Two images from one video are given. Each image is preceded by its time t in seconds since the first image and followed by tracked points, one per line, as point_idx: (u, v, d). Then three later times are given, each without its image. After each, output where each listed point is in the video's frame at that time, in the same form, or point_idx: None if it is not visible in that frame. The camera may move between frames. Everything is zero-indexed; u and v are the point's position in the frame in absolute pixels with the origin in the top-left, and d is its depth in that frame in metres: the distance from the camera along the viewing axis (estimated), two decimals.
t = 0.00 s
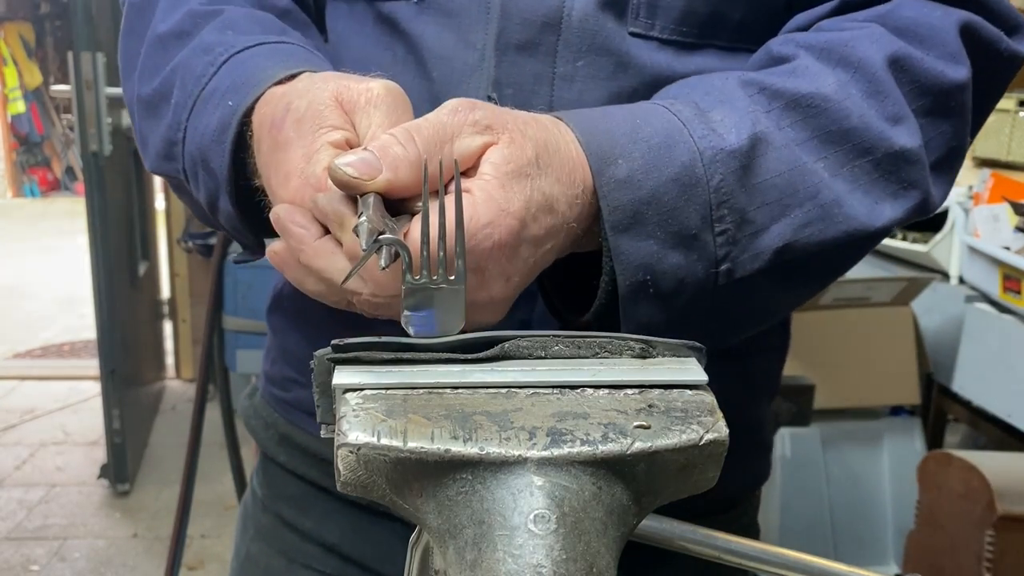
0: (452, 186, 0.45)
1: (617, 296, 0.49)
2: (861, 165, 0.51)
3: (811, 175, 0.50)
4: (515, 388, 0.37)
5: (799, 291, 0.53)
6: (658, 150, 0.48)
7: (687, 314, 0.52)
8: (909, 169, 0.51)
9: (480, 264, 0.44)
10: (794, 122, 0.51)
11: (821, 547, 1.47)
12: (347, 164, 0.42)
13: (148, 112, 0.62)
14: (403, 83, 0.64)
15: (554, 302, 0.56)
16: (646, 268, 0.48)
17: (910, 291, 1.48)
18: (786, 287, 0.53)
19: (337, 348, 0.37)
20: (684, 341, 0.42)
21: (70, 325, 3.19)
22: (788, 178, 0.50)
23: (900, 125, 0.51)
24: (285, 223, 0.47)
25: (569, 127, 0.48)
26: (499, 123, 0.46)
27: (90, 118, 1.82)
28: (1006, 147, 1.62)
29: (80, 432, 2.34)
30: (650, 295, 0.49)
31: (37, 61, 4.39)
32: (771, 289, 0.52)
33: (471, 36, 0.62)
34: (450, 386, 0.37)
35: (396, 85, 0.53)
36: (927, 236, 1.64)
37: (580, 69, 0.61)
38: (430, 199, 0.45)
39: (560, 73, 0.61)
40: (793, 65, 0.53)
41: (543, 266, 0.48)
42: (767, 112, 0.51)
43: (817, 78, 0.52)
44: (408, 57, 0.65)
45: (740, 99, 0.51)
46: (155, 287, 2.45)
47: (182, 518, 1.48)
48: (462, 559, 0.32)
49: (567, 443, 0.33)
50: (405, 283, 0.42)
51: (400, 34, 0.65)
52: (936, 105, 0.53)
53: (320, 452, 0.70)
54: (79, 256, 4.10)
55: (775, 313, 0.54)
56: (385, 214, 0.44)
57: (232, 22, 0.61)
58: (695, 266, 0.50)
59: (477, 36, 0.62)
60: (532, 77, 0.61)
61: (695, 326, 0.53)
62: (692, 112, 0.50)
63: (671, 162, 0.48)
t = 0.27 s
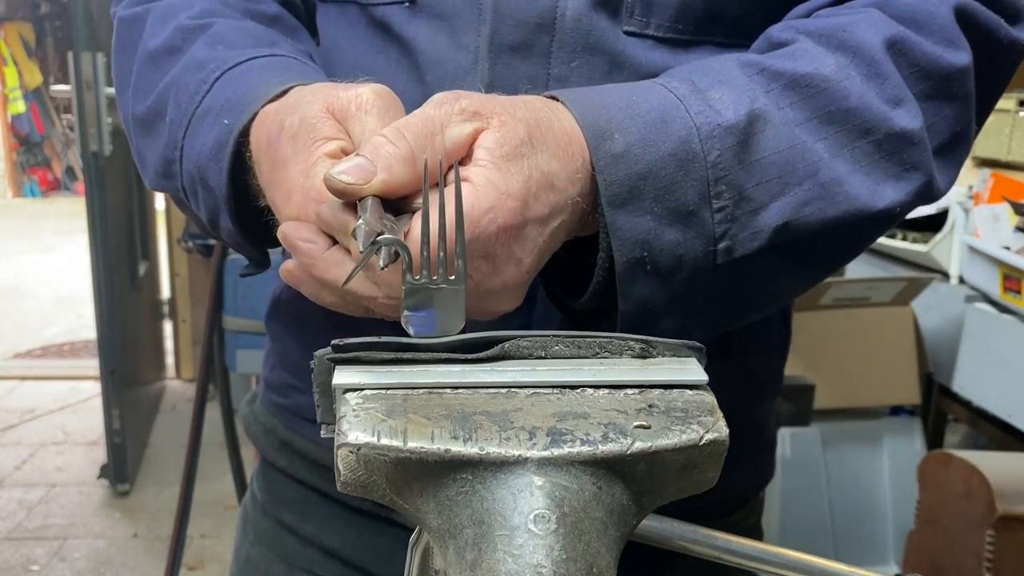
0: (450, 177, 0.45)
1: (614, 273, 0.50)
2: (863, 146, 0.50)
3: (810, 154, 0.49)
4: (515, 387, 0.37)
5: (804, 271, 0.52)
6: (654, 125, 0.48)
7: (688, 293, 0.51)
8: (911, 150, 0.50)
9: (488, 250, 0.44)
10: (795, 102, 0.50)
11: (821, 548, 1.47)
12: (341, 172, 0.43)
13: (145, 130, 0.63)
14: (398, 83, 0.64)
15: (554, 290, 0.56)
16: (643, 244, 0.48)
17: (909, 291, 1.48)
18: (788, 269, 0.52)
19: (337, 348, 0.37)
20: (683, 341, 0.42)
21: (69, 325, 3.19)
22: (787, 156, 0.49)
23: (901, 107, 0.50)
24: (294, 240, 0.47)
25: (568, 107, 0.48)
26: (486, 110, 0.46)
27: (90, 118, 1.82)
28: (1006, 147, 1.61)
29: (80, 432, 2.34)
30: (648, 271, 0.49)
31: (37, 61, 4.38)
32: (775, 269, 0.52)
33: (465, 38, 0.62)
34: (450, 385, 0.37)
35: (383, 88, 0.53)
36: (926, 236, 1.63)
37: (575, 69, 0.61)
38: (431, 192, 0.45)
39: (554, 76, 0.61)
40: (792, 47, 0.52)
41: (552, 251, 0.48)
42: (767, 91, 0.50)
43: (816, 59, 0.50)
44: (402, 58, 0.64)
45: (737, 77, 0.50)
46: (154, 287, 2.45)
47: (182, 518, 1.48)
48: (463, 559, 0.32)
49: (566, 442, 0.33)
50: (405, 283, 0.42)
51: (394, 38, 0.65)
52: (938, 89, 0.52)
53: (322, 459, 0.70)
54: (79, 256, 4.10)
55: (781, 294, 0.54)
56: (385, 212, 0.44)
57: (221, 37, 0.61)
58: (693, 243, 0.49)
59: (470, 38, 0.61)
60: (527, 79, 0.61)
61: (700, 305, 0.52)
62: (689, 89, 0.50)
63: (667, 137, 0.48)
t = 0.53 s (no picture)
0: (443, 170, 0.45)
1: (611, 248, 0.49)
2: (858, 123, 0.49)
3: (806, 129, 0.48)
4: (515, 387, 0.37)
5: (802, 249, 0.52)
6: (648, 99, 0.48)
7: (686, 270, 0.50)
8: (908, 127, 0.49)
9: (498, 234, 0.44)
10: (789, 79, 0.50)
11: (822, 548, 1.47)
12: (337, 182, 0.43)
13: (141, 151, 0.63)
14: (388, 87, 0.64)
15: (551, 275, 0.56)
16: (639, 219, 0.48)
17: (910, 291, 1.48)
18: (785, 246, 0.52)
19: (337, 348, 0.37)
20: (683, 341, 0.42)
21: (70, 324, 3.19)
22: (782, 132, 0.48)
23: (897, 84, 0.50)
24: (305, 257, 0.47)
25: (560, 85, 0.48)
26: (473, 99, 0.45)
27: (90, 118, 1.82)
28: (1006, 147, 1.61)
29: (81, 432, 2.34)
30: (644, 247, 0.49)
31: (37, 61, 4.38)
32: (773, 245, 0.51)
33: (459, 41, 0.62)
34: (450, 385, 0.37)
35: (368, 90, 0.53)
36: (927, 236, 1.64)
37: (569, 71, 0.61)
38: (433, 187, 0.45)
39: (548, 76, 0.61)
40: (785, 27, 0.52)
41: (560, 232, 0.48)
42: (761, 68, 0.50)
43: (809, 38, 0.50)
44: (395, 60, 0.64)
45: (730, 54, 0.50)
46: (155, 288, 2.45)
47: (182, 518, 1.48)
48: (462, 559, 0.32)
49: (567, 442, 0.33)
50: (405, 284, 0.42)
51: (387, 41, 0.64)
52: (933, 67, 0.52)
53: (322, 463, 0.71)
54: (80, 256, 4.10)
55: (780, 272, 0.53)
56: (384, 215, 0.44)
57: (211, 53, 0.60)
58: (689, 219, 0.49)
59: (464, 41, 0.61)
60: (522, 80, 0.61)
61: (698, 283, 0.51)
62: (683, 66, 0.50)
63: (662, 111, 0.48)
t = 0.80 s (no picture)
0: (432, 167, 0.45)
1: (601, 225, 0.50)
2: (843, 94, 0.49)
3: (789, 100, 0.48)
4: (515, 387, 0.37)
5: (793, 222, 0.52)
6: (631, 74, 0.48)
7: (676, 244, 0.51)
8: (893, 97, 0.49)
9: (499, 218, 0.44)
10: (772, 53, 0.49)
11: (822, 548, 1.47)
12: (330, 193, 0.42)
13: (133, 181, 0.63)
14: (373, 90, 0.64)
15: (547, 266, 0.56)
16: (628, 194, 0.48)
17: (909, 292, 1.48)
18: (775, 219, 0.52)
19: (337, 348, 0.37)
20: (684, 342, 0.42)
21: (69, 324, 3.19)
22: (766, 103, 0.48)
23: (880, 56, 0.49)
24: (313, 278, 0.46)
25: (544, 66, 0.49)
26: (453, 94, 0.46)
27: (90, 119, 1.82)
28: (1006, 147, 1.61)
29: (80, 431, 2.34)
30: (633, 221, 0.49)
31: (37, 61, 4.37)
32: (763, 217, 0.51)
33: (445, 44, 0.62)
34: (450, 385, 0.37)
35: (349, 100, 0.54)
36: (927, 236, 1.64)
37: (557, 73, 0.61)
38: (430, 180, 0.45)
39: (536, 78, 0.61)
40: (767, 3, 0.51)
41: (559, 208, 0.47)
42: (743, 42, 0.50)
43: (790, 11, 0.50)
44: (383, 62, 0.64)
45: (712, 29, 0.50)
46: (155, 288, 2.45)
47: (182, 518, 1.48)
48: (463, 558, 0.32)
49: (567, 442, 0.33)
50: (405, 283, 0.42)
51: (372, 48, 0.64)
52: (914, 40, 0.51)
53: (320, 467, 0.71)
54: (80, 256, 4.10)
55: (772, 246, 0.53)
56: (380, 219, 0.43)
57: (192, 75, 0.60)
58: (677, 192, 0.49)
59: (450, 44, 0.62)
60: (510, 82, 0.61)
61: (691, 259, 0.52)
62: (666, 42, 0.50)
63: (645, 86, 0.48)
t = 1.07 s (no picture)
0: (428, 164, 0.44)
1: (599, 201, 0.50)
2: (828, 54, 0.50)
3: (776, 64, 0.49)
4: (515, 387, 0.37)
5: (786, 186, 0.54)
6: (618, 48, 0.49)
7: (675, 215, 0.51)
8: (877, 53, 0.50)
9: (501, 203, 0.44)
10: (753, 19, 0.51)
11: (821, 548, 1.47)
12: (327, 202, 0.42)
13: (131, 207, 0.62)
14: (361, 91, 0.64)
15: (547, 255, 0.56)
16: (624, 167, 0.49)
17: (909, 291, 1.49)
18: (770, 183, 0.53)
19: (337, 348, 0.37)
20: (683, 342, 0.42)
21: (69, 324, 3.19)
22: (752, 68, 0.49)
23: (860, 15, 0.51)
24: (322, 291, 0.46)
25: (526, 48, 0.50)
26: (440, 87, 0.46)
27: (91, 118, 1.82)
28: (1007, 147, 1.61)
29: (80, 432, 2.34)
30: (632, 195, 0.50)
31: (38, 61, 4.36)
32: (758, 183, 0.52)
33: (430, 45, 0.62)
34: (450, 385, 0.37)
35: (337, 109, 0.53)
36: (927, 236, 1.64)
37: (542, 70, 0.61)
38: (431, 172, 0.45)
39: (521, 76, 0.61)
40: None
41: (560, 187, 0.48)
42: (724, 10, 0.51)
43: None
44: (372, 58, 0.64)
45: None
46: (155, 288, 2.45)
47: (182, 518, 1.48)
48: (462, 559, 0.32)
49: (567, 442, 0.33)
50: (405, 284, 0.42)
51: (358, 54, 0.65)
52: None
53: (318, 471, 0.71)
54: (80, 256, 4.10)
55: (768, 211, 0.54)
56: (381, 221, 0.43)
57: (181, 94, 0.60)
58: (672, 163, 0.50)
59: (436, 46, 0.62)
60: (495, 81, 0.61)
61: (689, 229, 0.53)
62: (649, 15, 0.51)
63: (632, 58, 0.49)
